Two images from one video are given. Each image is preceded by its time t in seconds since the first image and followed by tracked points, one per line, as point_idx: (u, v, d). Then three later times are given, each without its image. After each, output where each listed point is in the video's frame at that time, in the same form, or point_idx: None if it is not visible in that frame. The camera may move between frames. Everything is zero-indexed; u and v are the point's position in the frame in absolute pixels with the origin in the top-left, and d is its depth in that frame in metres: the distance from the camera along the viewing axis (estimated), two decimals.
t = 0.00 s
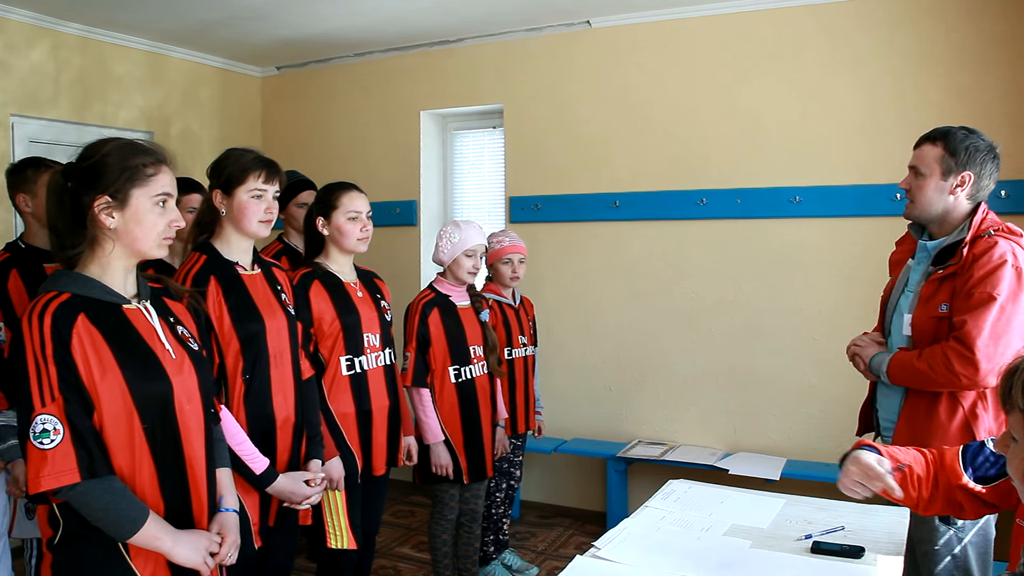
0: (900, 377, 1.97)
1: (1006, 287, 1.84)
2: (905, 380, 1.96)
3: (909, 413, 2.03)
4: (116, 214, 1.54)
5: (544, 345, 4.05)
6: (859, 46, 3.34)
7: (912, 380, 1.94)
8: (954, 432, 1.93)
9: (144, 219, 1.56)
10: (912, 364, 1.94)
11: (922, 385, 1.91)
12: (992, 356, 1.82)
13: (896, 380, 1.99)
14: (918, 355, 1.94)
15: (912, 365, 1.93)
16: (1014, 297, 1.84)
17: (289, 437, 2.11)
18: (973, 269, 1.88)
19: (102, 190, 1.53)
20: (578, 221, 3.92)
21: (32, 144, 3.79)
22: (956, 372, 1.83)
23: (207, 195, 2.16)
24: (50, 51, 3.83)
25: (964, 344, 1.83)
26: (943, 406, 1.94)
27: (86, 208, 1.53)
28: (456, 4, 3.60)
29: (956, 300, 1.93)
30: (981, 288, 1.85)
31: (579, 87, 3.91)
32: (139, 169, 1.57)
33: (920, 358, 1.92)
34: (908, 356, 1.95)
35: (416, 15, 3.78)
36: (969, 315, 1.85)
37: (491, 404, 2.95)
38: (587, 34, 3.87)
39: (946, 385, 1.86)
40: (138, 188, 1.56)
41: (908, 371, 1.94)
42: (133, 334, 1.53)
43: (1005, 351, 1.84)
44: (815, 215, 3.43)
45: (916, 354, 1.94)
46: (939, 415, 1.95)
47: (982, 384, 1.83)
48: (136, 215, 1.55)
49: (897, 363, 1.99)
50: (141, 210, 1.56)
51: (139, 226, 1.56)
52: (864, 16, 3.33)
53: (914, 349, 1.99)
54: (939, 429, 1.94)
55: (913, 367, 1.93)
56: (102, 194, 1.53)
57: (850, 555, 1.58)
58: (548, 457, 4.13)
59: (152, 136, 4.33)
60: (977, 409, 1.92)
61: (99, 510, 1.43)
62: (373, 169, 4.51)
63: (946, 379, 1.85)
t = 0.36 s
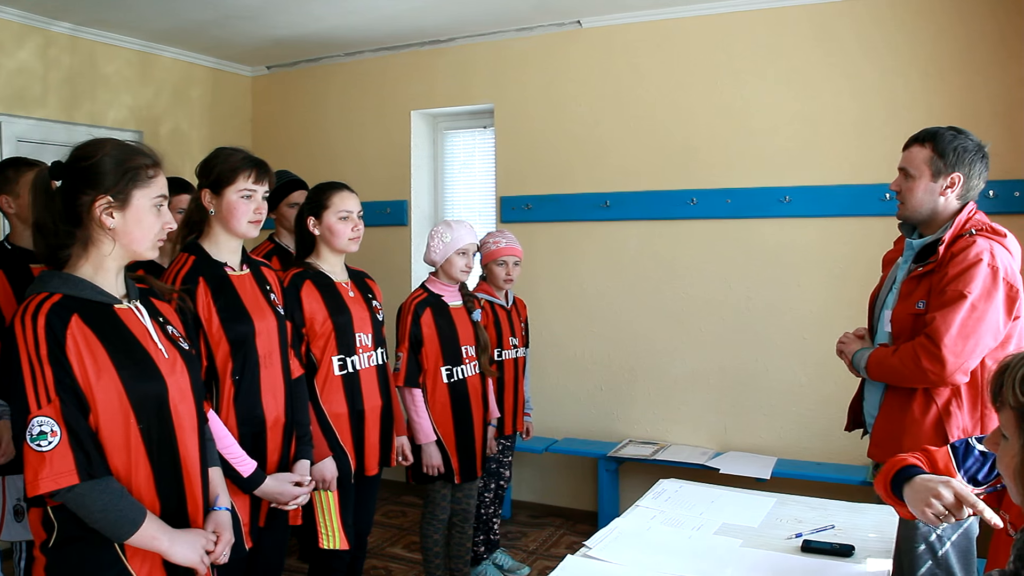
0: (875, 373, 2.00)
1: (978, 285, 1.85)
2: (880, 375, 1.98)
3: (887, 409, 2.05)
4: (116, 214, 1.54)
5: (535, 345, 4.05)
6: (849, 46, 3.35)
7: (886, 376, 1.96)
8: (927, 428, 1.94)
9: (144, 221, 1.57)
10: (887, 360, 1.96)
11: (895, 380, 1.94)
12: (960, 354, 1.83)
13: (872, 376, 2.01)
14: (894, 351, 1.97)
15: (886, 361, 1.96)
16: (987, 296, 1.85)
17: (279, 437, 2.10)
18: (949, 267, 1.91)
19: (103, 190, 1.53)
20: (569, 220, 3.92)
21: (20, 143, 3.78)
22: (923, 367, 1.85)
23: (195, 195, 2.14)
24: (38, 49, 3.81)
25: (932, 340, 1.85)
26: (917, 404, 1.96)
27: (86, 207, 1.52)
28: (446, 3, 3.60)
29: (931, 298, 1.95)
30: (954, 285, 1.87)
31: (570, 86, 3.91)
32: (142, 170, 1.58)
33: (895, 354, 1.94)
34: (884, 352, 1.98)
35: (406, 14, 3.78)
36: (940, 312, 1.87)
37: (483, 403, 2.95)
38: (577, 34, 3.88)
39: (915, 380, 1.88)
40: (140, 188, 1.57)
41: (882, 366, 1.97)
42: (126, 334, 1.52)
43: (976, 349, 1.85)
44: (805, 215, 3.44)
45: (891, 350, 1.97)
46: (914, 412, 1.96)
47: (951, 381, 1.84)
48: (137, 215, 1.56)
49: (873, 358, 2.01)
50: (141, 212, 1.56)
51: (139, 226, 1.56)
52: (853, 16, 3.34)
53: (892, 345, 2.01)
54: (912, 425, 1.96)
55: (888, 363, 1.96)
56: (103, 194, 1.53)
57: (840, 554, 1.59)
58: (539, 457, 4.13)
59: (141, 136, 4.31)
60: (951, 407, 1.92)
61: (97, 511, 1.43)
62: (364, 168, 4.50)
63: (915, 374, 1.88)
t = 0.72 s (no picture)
0: (876, 376, 2.00)
1: (978, 287, 1.86)
2: (881, 378, 1.98)
3: (887, 410, 2.06)
4: (110, 213, 1.53)
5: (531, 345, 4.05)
6: (844, 46, 3.36)
7: (887, 378, 1.96)
8: (931, 430, 1.95)
9: (138, 220, 1.56)
10: (888, 362, 1.96)
11: (897, 383, 1.94)
12: (962, 355, 1.84)
13: (873, 379, 2.01)
14: (894, 353, 1.97)
15: (887, 364, 1.96)
16: (986, 298, 1.86)
17: (275, 436, 2.10)
18: (947, 269, 1.91)
19: (97, 188, 1.52)
20: (565, 220, 3.92)
21: (14, 143, 3.77)
22: (926, 370, 1.86)
23: (190, 194, 2.14)
24: (32, 48, 3.80)
25: (934, 344, 1.85)
26: (919, 405, 1.97)
27: (79, 205, 1.52)
28: (441, 3, 3.60)
29: (931, 300, 1.95)
30: (953, 288, 1.87)
31: (565, 86, 3.91)
32: (135, 170, 1.57)
33: (896, 357, 1.95)
34: (884, 356, 1.98)
35: (401, 14, 3.78)
36: (940, 315, 1.87)
37: (479, 403, 2.95)
38: (572, 33, 3.88)
39: (918, 382, 1.89)
40: (134, 188, 1.56)
41: (883, 370, 1.97)
42: (119, 333, 1.52)
43: (977, 350, 1.85)
44: (801, 215, 3.44)
45: (892, 353, 1.97)
46: (916, 414, 1.97)
47: (953, 383, 1.85)
48: (131, 215, 1.55)
49: (873, 361, 2.01)
50: (135, 211, 1.56)
51: (133, 226, 1.56)
52: (848, 16, 3.35)
53: (891, 349, 2.01)
54: (914, 426, 1.97)
55: (888, 366, 1.96)
56: (97, 193, 1.52)
57: (836, 553, 1.59)
58: (535, 456, 4.13)
59: (136, 135, 4.30)
60: (953, 408, 1.94)
61: (86, 512, 1.42)
62: (360, 168, 4.49)
63: (917, 377, 1.89)
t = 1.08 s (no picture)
0: (880, 377, 2.00)
1: (982, 286, 1.86)
2: (885, 378, 1.98)
3: (892, 410, 2.06)
4: (111, 212, 1.53)
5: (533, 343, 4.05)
6: (846, 44, 3.35)
7: (891, 379, 1.96)
8: (935, 430, 1.95)
9: (140, 219, 1.56)
10: (892, 363, 1.96)
11: (902, 384, 1.94)
12: (968, 354, 1.84)
13: (877, 379, 2.01)
14: (898, 354, 1.97)
15: (891, 364, 1.96)
16: (990, 297, 1.86)
17: (279, 435, 2.10)
18: (950, 269, 1.91)
19: (99, 187, 1.52)
20: (567, 219, 3.92)
21: (17, 142, 3.77)
22: (931, 370, 1.86)
23: (192, 192, 2.14)
24: (35, 47, 3.80)
25: (939, 344, 1.85)
26: (923, 405, 1.96)
27: (81, 203, 1.52)
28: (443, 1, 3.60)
29: (934, 299, 1.95)
30: (957, 288, 1.87)
31: (567, 84, 3.91)
32: (137, 169, 1.57)
33: (900, 357, 1.95)
34: (889, 356, 1.98)
35: (403, 12, 3.78)
36: (944, 315, 1.87)
37: (482, 401, 2.96)
38: (574, 32, 3.88)
39: (923, 383, 1.89)
40: (135, 187, 1.56)
41: (888, 370, 1.97)
42: (122, 332, 1.52)
43: (983, 349, 1.85)
44: (803, 213, 3.44)
45: (896, 354, 1.97)
46: (921, 414, 1.97)
47: (958, 382, 1.85)
48: (132, 214, 1.55)
49: (877, 362, 2.01)
50: (136, 210, 1.56)
51: (134, 226, 1.56)
52: (850, 14, 3.35)
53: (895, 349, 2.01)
54: (919, 426, 1.97)
55: (893, 367, 1.96)
56: (99, 191, 1.52)
57: (839, 552, 1.59)
58: (537, 454, 4.14)
59: (138, 134, 4.31)
60: (958, 407, 1.94)
61: (88, 511, 1.43)
62: (362, 167, 4.49)
63: (922, 377, 1.88)
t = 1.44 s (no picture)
0: (877, 376, 2.00)
1: (979, 287, 1.86)
2: (881, 377, 1.99)
3: (888, 409, 2.06)
4: (106, 212, 1.53)
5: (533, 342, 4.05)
6: (846, 43, 3.35)
7: (888, 378, 1.96)
8: (930, 430, 1.95)
9: (135, 217, 1.56)
10: (887, 362, 1.97)
11: (896, 383, 1.95)
12: (962, 353, 1.84)
13: (874, 378, 2.01)
14: (894, 352, 1.97)
15: (887, 364, 1.96)
16: (987, 298, 1.86)
17: (280, 433, 2.11)
18: (949, 268, 1.91)
19: (94, 187, 1.52)
20: (568, 218, 3.92)
21: (18, 141, 3.77)
22: (925, 370, 1.86)
23: (192, 192, 2.13)
24: (35, 46, 3.80)
25: (933, 344, 1.86)
26: (918, 404, 1.97)
27: (78, 204, 1.52)
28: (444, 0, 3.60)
29: (932, 299, 1.96)
30: (954, 287, 1.87)
31: (567, 84, 3.91)
32: (131, 167, 1.56)
33: (896, 356, 1.95)
34: (885, 355, 1.98)
35: (404, 11, 3.78)
36: (941, 315, 1.87)
37: (482, 399, 2.96)
38: (575, 31, 3.88)
39: (918, 382, 1.89)
40: (130, 186, 1.56)
41: (883, 369, 1.97)
42: (118, 331, 1.53)
43: (977, 349, 1.86)
44: (804, 213, 3.44)
45: (892, 353, 1.97)
46: (915, 412, 1.98)
47: (953, 382, 1.86)
48: (127, 213, 1.55)
49: (873, 361, 2.02)
50: (132, 209, 1.56)
51: (129, 224, 1.56)
52: (851, 13, 3.35)
53: (892, 347, 2.01)
54: (914, 425, 1.98)
55: (888, 366, 1.96)
56: (94, 191, 1.52)
57: (840, 551, 1.59)
58: (538, 454, 4.14)
59: (139, 133, 4.31)
60: (952, 407, 1.94)
61: (83, 510, 1.43)
62: (362, 166, 4.49)
63: (917, 377, 1.89)
